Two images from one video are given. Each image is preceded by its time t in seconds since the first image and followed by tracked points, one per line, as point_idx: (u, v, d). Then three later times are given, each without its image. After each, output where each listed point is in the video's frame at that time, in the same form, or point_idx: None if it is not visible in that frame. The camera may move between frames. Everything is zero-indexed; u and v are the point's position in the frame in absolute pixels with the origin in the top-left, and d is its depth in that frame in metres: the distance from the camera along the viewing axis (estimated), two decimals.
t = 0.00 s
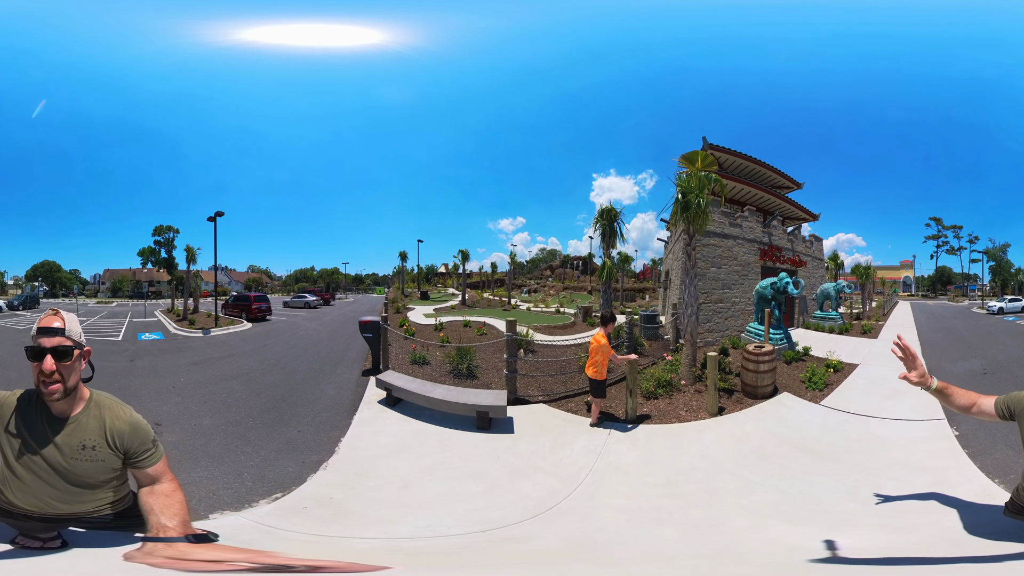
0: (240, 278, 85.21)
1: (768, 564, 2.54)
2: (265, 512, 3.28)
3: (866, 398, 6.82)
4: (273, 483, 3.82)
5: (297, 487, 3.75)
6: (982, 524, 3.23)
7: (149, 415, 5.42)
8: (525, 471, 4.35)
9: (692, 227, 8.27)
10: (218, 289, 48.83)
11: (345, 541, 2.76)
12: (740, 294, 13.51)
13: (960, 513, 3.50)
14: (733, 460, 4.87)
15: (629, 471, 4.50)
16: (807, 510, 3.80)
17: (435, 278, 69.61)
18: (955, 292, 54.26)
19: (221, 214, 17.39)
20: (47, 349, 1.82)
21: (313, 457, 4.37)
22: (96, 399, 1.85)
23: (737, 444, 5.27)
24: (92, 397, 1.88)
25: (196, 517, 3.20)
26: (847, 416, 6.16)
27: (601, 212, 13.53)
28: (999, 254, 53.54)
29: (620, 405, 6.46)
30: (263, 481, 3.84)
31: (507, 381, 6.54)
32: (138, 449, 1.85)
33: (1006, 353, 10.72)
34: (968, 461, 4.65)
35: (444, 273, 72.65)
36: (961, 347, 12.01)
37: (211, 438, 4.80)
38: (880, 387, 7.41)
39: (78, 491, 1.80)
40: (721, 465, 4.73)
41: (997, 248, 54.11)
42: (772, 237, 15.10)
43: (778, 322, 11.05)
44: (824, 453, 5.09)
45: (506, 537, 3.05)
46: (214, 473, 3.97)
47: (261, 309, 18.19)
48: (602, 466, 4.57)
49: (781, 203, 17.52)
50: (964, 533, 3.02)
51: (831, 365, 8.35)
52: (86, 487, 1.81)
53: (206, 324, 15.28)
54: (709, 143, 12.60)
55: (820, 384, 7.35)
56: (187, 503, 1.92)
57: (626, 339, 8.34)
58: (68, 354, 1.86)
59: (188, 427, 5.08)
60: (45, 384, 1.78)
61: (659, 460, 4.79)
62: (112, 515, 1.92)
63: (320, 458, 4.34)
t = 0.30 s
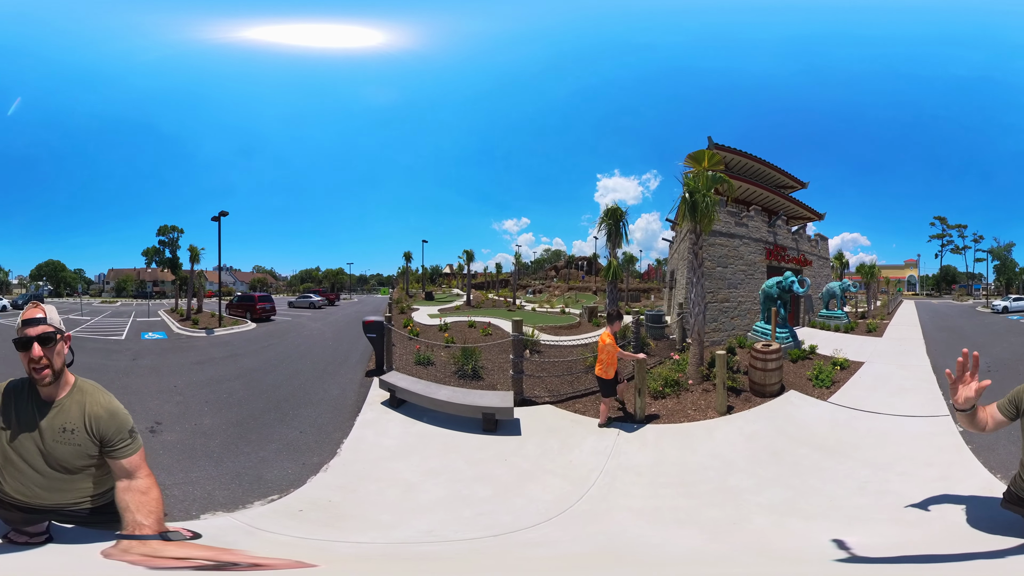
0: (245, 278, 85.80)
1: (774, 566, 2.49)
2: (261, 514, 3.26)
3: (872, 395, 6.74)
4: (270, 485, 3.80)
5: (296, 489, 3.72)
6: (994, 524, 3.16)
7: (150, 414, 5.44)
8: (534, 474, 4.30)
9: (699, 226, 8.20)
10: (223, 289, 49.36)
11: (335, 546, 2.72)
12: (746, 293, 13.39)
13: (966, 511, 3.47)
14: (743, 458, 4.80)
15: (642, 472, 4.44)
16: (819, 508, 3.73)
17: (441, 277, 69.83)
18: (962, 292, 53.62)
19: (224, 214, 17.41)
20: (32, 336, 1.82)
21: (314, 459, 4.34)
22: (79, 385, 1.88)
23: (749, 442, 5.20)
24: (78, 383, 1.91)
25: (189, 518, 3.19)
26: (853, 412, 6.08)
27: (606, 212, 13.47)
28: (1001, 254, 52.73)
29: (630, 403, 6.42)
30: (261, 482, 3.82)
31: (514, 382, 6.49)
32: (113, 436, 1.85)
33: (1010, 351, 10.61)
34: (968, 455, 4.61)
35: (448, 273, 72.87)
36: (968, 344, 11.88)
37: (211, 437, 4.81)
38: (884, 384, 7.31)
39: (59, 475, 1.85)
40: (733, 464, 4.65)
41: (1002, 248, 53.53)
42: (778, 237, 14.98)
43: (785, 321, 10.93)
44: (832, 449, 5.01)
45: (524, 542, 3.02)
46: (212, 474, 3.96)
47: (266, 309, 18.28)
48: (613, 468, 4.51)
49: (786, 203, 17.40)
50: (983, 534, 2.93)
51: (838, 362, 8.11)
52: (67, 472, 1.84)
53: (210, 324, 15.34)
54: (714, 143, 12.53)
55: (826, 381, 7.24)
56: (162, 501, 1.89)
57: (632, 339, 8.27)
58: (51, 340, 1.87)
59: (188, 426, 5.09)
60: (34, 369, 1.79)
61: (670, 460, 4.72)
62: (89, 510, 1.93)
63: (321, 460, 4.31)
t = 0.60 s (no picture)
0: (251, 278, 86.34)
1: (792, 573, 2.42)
2: (261, 520, 3.21)
3: (878, 392, 6.68)
4: (274, 490, 3.76)
5: (300, 495, 3.69)
6: (982, 519, 3.18)
7: (152, 416, 5.43)
8: (552, 474, 4.25)
9: (706, 226, 8.11)
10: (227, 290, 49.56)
11: (362, 554, 2.68)
12: (753, 293, 13.27)
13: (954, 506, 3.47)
14: (751, 451, 4.77)
15: (656, 468, 4.40)
16: (831, 502, 3.72)
17: (445, 278, 69.92)
18: (969, 292, 53.04)
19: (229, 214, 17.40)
20: None
21: (320, 463, 4.31)
22: (51, 377, 1.88)
23: (758, 438, 5.12)
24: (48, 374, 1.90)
25: (182, 523, 3.16)
26: (859, 408, 6.01)
27: (613, 212, 13.40)
28: (1008, 253, 52.09)
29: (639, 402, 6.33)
30: (263, 488, 3.79)
31: (524, 382, 6.44)
32: (77, 432, 1.82)
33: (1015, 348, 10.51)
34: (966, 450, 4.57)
35: (452, 274, 72.97)
36: (973, 343, 11.77)
37: (212, 440, 4.79)
38: (889, 381, 7.23)
39: (26, 470, 1.83)
40: (744, 458, 4.60)
41: (1010, 246, 52.93)
42: (783, 236, 14.84)
43: (791, 319, 10.81)
44: (835, 444, 4.98)
45: (567, 543, 3.04)
46: (211, 478, 3.94)
47: (271, 309, 18.34)
48: (628, 465, 4.46)
49: (792, 203, 17.26)
50: (974, 533, 2.94)
51: (843, 360, 8.16)
52: (33, 467, 1.83)
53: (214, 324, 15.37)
54: (720, 143, 12.43)
55: (831, 378, 7.13)
56: (130, 505, 1.86)
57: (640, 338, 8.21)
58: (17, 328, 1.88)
59: (189, 428, 5.08)
60: None
61: (685, 456, 4.67)
62: (55, 510, 1.90)
63: (328, 465, 4.28)
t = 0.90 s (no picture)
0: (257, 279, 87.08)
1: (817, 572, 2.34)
2: (272, 524, 3.17)
3: (883, 387, 6.62)
4: (284, 493, 3.73)
5: (313, 498, 3.64)
6: (970, 518, 3.15)
7: (157, 416, 5.44)
8: (565, 469, 4.19)
9: (712, 225, 8.05)
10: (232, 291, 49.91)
11: (398, 557, 2.63)
12: (758, 291, 13.18)
13: (945, 504, 3.44)
14: (754, 446, 4.75)
15: (665, 463, 4.35)
16: (836, 497, 3.72)
17: (450, 279, 70.05)
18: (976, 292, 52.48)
19: (235, 214, 17.44)
20: None
21: (331, 464, 4.28)
22: (37, 368, 1.86)
23: (759, 432, 5.08)
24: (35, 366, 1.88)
25: (185, 527, 3.13)
26: (861, 404, 5.95)
27: (619, 212, 13.35)
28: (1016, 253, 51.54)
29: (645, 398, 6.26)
30: (272, 490, 3.75)
31: (533, 379, 6.40)
32: (59, 428, 1.81)
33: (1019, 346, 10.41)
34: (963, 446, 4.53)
35: (456, 274, 73.03)
36: (977, 341, 11.67)
37: (217, 441, 4.77)
38: (893, 377, 7.17)
39: (8, 467, 1.83)
40: (751, 453, 4.58)
41: (1018, 246, 52.37)
42: (789, 235, 14.74)
43: (796, 317, 10.71)
44: (839, 439, 4.97)
45: (593, 539, 2.99)
46: (217, 480, 3.91)
47: (277, 309, 18.40)
48: (639, 459, 4.41)
49: (797, 202, 17.16)
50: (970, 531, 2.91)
51: (845, 357, 8.06)
52: (15, 462, 1.82)
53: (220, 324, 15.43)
54: (725, 143, 12.37)
55: (835, 374, 7.05)
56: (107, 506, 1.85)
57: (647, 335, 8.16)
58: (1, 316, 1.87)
59: (194, 429, 5.08)
60: None
61: (693, 450, 4.64)
62: (36, 508, 1.89)
63: (338, 465, 4.25)
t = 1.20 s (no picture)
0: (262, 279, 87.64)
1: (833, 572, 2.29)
2: (286, 524, 3.16)
3: (887, 387, 6.54)
4: (295, 493, 3.70)
5: (324, 498, 3.62)
6: (969, 522, 3.05)
7: (163, 417, 5.45)
8: (570, 468, 4.15)
9: (716, 225, 7.99)
10: (237, 291, 50.27)
11: (404, 556, 2.58)
12: (762, 291, 13.08)
13: (944, 506, 3.36)
14: (757, 445, 4.70)
15: (666, 461, 4.30)
16: (839, 498, 3.65)
17: (455, 279, 70.22)
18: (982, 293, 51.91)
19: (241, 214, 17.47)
20: None
21: (340, 464, 4.25)
22: (41, 373, 1.85)
23: (761, 432, 5.03)
24: (38, 371, 1.86)
25: (197, 529, 3.11)
26: (864, 405, 5.87)
27: (625, 212, 13.29)
28: None
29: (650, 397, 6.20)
30: (283, 491, 3.73)
31: (538, 378, 6.37)
32: (68, 434, 1.79)
33: None
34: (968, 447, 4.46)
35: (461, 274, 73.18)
36: (982, 341, 11.53)
37: (225, 442, 4.77)
38: (897, 377, 7.09)
39: (19, 475, 1.81)
40: (758, 452, 4.54)
41: None
42: (793, 236, 14.62)
43: (800, 317, 10.60)
44: (842, 439, 4.90)
45: (598, 536, 2.95)
46: (226, 481, 3.89)
47: (283, 309, 18.47)
48: (642, 458, 4.36)
49: (801, 202, 17.04)
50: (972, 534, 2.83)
51: (849, 357, 7.92)
52: (25, 469, 1.80)
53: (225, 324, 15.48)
54: (729, 143, 12.30)
55: (839, 374, 6.96)
56: (122, 508, 1.84)
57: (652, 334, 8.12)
58: (4, 321, 1.85)
59: (201, 430, 5.08)
60: None
61: (696, 449, 4.59)
62: (46, 513, 1.87)
63: (347, 465, 4.23)
